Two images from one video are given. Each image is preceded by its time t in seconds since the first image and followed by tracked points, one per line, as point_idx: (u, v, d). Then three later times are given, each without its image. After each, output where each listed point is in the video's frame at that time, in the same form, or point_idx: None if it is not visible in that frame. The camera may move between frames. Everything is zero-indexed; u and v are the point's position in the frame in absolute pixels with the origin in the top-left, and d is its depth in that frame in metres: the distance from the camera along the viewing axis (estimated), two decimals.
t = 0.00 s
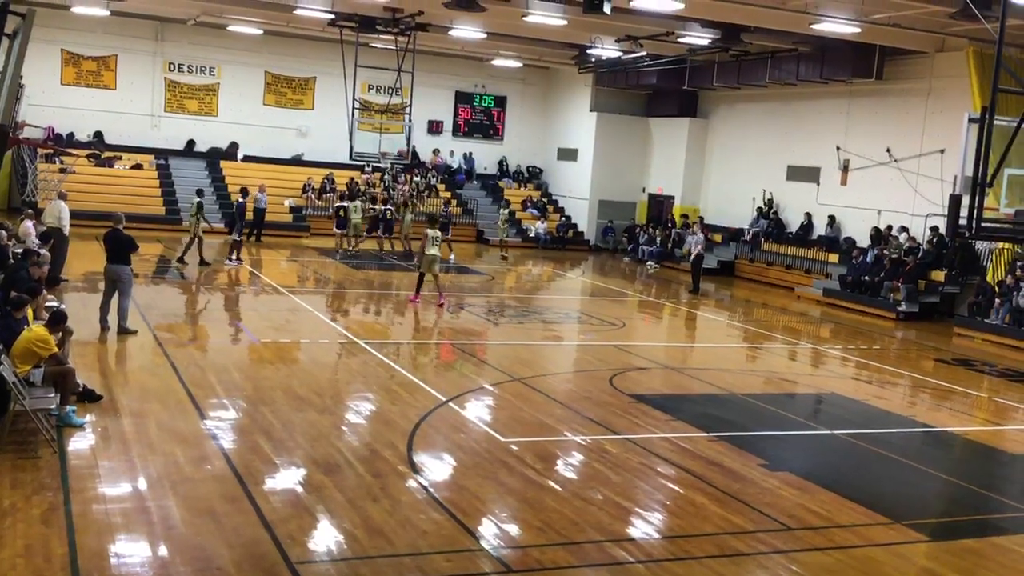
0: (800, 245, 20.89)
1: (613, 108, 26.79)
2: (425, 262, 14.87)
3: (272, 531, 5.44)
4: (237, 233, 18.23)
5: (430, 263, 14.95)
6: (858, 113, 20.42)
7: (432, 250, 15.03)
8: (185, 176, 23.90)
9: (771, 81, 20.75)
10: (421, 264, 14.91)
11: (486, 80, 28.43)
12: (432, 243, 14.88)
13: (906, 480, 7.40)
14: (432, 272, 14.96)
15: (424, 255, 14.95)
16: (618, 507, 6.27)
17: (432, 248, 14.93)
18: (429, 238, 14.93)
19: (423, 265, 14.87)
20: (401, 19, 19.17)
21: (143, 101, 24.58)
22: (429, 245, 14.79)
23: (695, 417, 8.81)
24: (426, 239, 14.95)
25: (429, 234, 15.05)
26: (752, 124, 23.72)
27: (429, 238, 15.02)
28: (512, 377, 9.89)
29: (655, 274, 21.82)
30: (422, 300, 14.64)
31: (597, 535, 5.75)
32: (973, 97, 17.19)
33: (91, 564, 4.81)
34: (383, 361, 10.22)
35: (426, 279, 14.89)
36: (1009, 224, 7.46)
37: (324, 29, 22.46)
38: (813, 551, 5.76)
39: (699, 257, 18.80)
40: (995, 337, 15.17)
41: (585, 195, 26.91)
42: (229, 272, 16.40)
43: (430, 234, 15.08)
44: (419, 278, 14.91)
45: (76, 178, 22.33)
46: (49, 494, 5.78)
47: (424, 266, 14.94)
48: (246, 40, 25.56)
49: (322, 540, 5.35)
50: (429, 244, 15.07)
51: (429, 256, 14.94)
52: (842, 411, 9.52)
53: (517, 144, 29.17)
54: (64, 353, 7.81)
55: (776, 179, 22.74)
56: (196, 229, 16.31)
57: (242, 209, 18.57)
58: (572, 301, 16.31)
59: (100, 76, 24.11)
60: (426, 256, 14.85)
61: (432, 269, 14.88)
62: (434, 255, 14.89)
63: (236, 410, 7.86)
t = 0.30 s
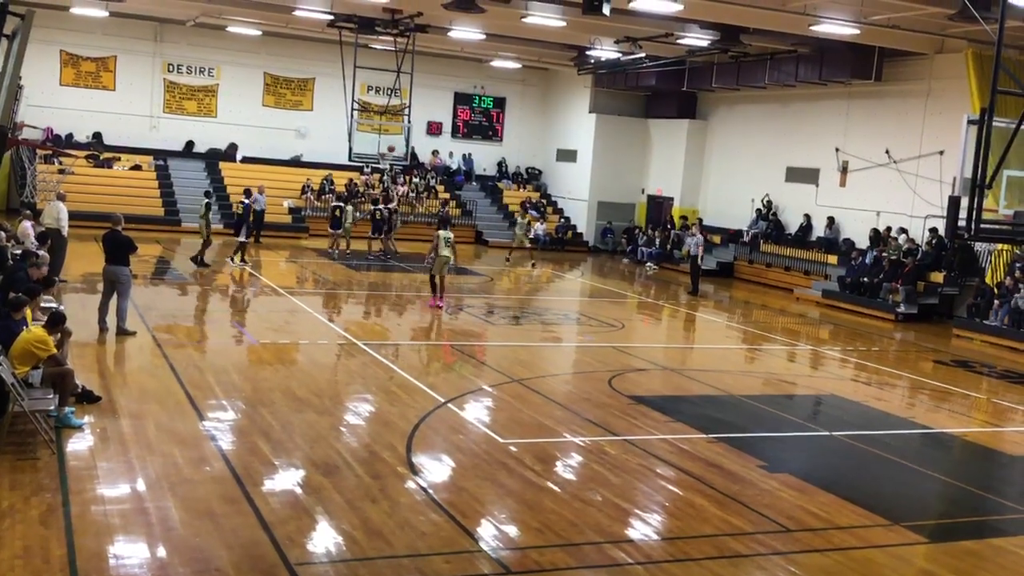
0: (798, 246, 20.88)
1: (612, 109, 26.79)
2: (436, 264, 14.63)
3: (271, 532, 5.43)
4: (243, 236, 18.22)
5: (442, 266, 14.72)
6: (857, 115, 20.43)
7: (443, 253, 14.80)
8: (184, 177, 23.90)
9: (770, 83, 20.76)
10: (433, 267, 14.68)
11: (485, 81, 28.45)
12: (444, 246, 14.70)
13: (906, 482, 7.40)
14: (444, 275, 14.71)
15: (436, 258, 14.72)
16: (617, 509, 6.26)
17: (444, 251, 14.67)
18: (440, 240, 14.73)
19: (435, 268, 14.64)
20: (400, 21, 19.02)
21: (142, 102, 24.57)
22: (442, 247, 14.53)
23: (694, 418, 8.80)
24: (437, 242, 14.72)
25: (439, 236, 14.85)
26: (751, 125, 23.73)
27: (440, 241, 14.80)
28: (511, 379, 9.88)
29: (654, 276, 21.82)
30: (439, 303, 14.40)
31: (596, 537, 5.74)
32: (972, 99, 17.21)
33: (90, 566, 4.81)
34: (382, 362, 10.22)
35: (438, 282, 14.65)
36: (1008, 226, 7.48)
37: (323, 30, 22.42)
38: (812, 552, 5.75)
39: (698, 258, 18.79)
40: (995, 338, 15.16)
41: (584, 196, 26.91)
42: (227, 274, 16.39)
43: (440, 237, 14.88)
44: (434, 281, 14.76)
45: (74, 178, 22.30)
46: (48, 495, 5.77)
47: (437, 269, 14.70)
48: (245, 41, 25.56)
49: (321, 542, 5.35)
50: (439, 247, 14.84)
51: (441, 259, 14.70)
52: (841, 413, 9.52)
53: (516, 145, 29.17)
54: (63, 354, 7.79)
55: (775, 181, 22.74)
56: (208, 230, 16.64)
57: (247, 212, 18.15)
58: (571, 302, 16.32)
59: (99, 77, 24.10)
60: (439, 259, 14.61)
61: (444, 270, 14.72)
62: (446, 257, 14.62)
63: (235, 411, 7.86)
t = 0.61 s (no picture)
0: (797, 247, 20.90)
1: (611, 109, 26.78)
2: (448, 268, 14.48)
3: (270, 533, 5.43)
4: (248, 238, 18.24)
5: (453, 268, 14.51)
6: (856, 116, 20.45)
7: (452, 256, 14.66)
8: (184, 177, 23.91)
9: (769, 84, 20.75)
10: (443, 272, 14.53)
11: (484, 82, 28.46)
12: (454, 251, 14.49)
13: (905, 482, 7.40)
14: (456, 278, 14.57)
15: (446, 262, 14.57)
16: (616, 509, 6.27)
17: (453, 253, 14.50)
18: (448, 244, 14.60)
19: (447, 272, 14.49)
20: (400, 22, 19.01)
21: (141, 103, 24.56)
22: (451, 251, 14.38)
23: (694, 420, 8.81)
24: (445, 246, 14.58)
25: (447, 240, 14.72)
26: (750, 126, 23.76)
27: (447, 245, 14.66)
28: (510, 379, 9.89)
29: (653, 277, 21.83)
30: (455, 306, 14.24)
31: (595, 537, 5.75)
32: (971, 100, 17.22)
33: (89, 566, 4.81)
34: (381, 362, 10.23)
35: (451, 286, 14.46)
36: (1007, 226, 7.47)
37: (323, 30, 22.40)
38: (810, 553, 5.76)
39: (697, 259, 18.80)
40: (993, 339, 15.17)
41: (583, 197, 26.92)
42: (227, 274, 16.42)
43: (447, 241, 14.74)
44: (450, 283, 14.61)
45: (74, 179, 22.30)
46: (47, 495, 5.77)
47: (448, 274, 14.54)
48: (245, 42, 25.57)
49: (321, 542, 5.35)
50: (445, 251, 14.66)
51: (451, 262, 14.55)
52: (840, 414, 9.53)
53: (515, 146, 29.18)
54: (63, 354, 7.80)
55: (774, 181, 22.75)
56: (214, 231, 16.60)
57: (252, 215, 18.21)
58: (570, 303, 16.34)
59: (98, 78, 24.10)
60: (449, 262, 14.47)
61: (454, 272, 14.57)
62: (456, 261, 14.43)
63: (234, 412, 7.86)
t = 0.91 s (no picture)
0: (797, 247, 20.91)
1: (610, 110, 26.77)
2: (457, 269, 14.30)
3: (269, 533, 5.43)
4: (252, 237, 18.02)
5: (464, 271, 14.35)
6: (856, 116, 20.45)
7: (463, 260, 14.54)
8: (184, 177, 23.92)
9: (769, 84, 20.75)
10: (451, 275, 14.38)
11: (484, 82, 28.46)
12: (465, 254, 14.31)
13: (905, 482, 7.40)
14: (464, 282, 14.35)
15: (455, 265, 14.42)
16: (616, 509, 6.26)
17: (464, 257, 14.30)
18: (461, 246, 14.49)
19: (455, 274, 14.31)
20: (399, 22, 18.97)
21: (141, 103, 24.56)
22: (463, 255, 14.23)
23: (693, 420, 8.80)
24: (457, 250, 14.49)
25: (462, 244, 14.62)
26: (750, 126, 23.76)
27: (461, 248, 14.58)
28: (510, 379, 9.89)
29: (652, 277, 21.85)
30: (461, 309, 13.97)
31: (595, 537, 5.74)
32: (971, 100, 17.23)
33: (88, 566, 4.81)
34: (381, 363, 10.24)
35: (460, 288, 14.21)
36: (1007, 226, 7.46)
37: (323, 31, 22.38)
38: (810, 553, 5.75)
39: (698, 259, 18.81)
40: (992, 339, 15.18)
41: (583, 197, 26.92)
42: (226, 274, 16.44)
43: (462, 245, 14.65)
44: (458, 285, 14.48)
45: (73, 180, 22.29)
46: (46, 496, 5.77)
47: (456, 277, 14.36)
48: (245, 42, 25.56)
49: (320, 542, 5.35)
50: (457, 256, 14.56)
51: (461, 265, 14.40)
52: (839, 414, 9.54)
53: (514, 146, 29.18)
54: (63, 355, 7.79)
55: (774, 182, 22.76)
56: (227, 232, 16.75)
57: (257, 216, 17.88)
58: (569, 303, 16.35)
59: (97, 78, 24.10)
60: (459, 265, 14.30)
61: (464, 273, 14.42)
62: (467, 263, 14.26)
63: (234, 412, 7.86)
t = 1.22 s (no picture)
0: (797, 248, 20.91)
1: (609, 110, 26.76)
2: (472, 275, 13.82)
3: (269, 534, 5.43)
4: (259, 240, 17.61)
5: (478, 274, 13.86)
6: (856, 117, 20.46)
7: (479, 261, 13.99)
8: (183, 178, 23.92)
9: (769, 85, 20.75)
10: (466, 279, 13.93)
11: (484, 82, 28.46)
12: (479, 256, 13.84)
13: (906, 483, 7.40)
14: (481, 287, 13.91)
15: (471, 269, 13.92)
16: (616, 510, 6.26)
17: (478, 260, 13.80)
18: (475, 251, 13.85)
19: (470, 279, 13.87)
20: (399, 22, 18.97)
21: (141, 103, 24.56)
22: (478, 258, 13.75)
23: (693, 420, 8.80)
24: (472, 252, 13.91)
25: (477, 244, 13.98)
26: (750, 126, 23.76)
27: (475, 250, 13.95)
28: (510, 380, 9.89)
29: (652, 277, 21.83)
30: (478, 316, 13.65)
31: (595, 538, 5.75)
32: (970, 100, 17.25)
33: (88, 567, 4.81)
34: (381, 363, 10.23)
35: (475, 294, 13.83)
36: (1006, 227, 7.45)
37: (323, 31, 22.40)
38: (810, 553, 5.76)
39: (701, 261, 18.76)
40: (992, 339, 15.18)
41: (583, 198, 26.92)
42: (225, 274, 16.46)
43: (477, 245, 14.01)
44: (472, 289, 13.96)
45: (73, 180, 22.29)
46: (46, 496, 5.77)
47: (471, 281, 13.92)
48: (245, 42, 25.57)
49: (320, 542, 5.35)
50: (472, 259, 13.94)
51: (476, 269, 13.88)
52: (839, 414, 9.54)
53: (514, 146, 29.18)
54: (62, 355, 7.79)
55: (774, 182, 22.76)
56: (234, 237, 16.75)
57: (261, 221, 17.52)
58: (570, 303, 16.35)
59: (97, 79, 24.10)
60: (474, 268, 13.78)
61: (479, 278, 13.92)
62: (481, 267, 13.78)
63: (234, 412, 7.87)
